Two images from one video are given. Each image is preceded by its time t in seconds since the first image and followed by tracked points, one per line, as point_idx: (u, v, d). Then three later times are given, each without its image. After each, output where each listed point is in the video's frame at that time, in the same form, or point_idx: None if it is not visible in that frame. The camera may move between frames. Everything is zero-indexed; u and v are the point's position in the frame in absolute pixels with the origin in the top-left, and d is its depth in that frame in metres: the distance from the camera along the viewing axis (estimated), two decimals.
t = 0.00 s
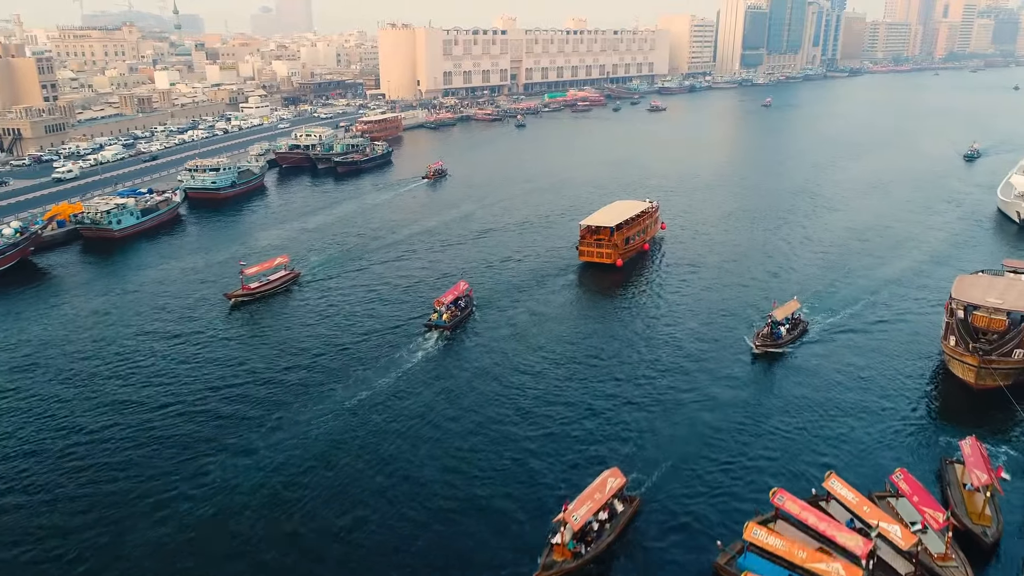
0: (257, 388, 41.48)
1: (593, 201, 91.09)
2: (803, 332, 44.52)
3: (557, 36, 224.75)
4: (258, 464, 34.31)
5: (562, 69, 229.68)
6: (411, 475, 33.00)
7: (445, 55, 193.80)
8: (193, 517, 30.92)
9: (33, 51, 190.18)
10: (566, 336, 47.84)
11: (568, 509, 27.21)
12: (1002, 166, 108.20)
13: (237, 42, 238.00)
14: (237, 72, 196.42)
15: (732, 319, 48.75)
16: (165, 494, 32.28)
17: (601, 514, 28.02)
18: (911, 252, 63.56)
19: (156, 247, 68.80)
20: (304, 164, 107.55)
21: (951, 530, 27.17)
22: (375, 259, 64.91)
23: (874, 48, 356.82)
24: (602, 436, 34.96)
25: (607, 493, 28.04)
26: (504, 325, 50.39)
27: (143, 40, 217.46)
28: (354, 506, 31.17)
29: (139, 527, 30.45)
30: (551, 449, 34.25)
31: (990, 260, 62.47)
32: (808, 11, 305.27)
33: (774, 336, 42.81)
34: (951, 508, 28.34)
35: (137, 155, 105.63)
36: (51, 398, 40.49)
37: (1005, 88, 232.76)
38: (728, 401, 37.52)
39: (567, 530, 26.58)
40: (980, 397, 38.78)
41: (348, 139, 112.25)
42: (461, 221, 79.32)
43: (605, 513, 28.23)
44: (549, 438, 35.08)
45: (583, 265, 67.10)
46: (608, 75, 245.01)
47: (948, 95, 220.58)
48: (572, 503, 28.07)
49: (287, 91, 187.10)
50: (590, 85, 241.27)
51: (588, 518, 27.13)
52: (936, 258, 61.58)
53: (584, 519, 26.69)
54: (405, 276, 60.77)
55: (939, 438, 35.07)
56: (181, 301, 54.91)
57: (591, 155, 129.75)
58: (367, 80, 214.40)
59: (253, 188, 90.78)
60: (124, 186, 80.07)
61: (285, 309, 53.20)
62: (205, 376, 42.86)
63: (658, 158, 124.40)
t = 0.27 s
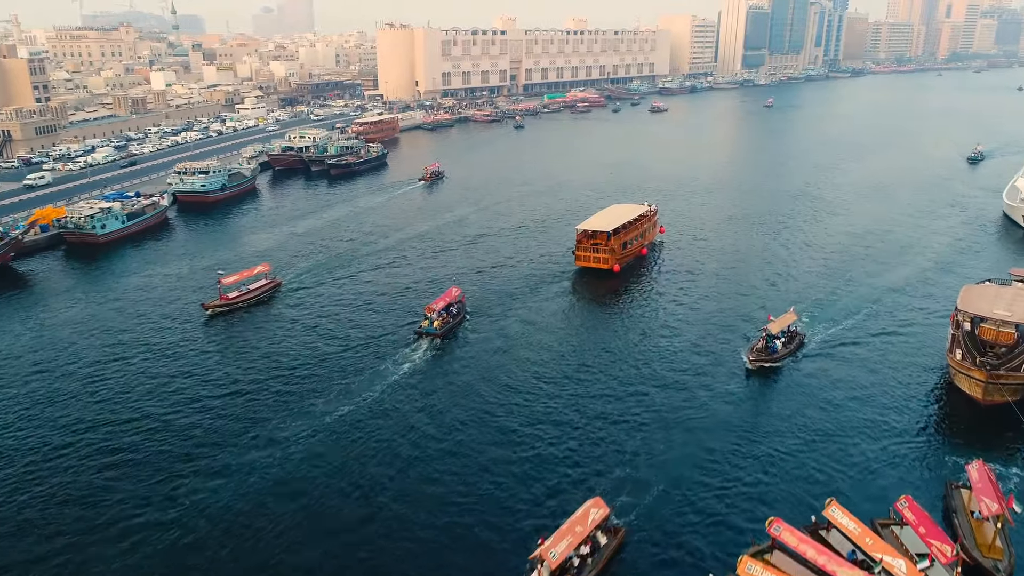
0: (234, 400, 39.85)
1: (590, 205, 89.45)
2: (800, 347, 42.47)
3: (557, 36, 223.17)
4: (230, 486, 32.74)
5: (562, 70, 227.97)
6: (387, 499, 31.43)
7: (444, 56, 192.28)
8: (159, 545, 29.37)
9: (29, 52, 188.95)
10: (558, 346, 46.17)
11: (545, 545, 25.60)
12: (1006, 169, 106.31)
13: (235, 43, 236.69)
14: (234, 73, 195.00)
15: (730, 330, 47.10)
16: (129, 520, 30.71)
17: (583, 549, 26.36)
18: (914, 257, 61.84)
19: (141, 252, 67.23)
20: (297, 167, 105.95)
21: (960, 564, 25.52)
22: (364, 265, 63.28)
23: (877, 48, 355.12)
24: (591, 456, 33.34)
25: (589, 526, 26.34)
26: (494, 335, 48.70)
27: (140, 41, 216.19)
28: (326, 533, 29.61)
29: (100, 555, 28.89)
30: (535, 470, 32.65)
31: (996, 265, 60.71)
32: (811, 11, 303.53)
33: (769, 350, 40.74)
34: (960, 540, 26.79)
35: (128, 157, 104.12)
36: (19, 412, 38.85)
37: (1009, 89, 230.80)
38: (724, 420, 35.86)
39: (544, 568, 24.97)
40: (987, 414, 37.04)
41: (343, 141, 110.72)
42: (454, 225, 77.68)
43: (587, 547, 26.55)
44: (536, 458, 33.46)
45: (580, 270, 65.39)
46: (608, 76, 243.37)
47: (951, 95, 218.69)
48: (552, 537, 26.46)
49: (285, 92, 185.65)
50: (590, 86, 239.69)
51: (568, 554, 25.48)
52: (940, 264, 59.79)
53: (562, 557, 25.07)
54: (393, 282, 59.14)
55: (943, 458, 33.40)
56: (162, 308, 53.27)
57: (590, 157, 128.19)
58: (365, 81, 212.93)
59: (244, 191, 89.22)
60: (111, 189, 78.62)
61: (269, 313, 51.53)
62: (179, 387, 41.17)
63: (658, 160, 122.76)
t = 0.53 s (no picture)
0: (208, 415, 38.24)
1: (586, 208, 87.90)
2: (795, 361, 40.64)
3: (556, 37, 221.56)
4: (198, 511, 31.18)
5: (561, 70, 226.25)
6: (360, 526, 29.83)
7: (442, 56, 190.69)
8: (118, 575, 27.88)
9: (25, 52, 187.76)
10: (548, 356, 44.48)
11: None
12: (1010, 172, 104.40)
13: (233, 44, 235.42)
14: (231, 73, 193.56)
15: (727, 341, 45.38)
16: (89, 548, 29.22)
17: None
18: (917, 264, 60.12)
19: (125, 257, 65.70)
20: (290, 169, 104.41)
21: None
22: (352, 270, 61.59)
23: (879, 48, 352.96)
24: (577, 479, 31.67)
25: (567, 562, 24.46)
26: (481, 344, 46.99)
27: (137, 42, 214.97)
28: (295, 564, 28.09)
29: None
30: (517, 494, 31.07)
31: (1001, 271, 58.93)
32: (812, 11, 301.68)
33: (763, 365, 38.81)
34: None
35: (118, 159, 102.70)
36: None
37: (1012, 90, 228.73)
38: (718, 440, 34.17)
39: None
40: (995, 432, 35.24)
41: (336, 142, 109.16)
42: (447, 229, 76.05)
43: None
44: (520, 482, 31.78)
45: (576, 275, 63.75)
46: (609, 77, 241.72)
47: (954, 96, 216.66)
48: None
49: (281, 93, 184.25)
50: (590, 86, 238.08)
51: None
52: (945, 271, 58.01)
53: None
54: (381, 288, 57.49)
55: (947, 482, 31.73)
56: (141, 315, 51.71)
57: (588, 159, 126.59)
58: (364, 81, 211.47)
59: (234, 194, 87.71)
60: (97, 193, 77.05)
61: (250, 321, 49.86)
62: (152, 401, 39.54)
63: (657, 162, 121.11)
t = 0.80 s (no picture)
0: (185, 429, 36.96)
1: (584, 211, 86.56)
2: (792, 375, 39.16)
3: (556, 37, 220.26)
4: (169, 534, 29.83)
5: (561, 71, 224.87)
6: (337, 551, 28.49)
7: (441, 57, 189.44)
8: None
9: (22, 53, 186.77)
10: (540, 365, 43.10)
11: None
12: (1014, 174, 102.86)
13: (232, 44, 234.29)
14: (229, 74, 192.33)
15: (724, 350, 44.03)
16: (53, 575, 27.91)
17: None
18: (920, 269, 58.68)
19: (111, 261, 64.48)
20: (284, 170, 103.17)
21: None
22: (342, 275, 60.27)
23: (881, 49, 351.12)
24: (566, 502, 30.35)
25: None
26: (472, 352, 45.64)
27: (135, 42, 214.05)
28: None
29: None
30: (501, 517, 29.70)
31: (1007, 278, 57.42)
32: (814, 11, 300.09)
33: (758, 380, 37.52)
34: None
35: (110, 161, 101.55)
36: None
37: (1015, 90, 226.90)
38: (714, 459, 32.85)
39: None
40: (1002, 449, 33.73)
41: (332, 144, 107.92)
42: (441, 234, 74.79)
43: None
44: (506, 503, 30.47)
45: (573, 280, 62.14)
46: (609, 77, 240.39)
47: (957, 96, 214.92)
48: None
49: (279, 94, 183.09)
50: (590, 87, 236.76)
51: None
52: (948, 277, 56.62)
53: None
54: (371, 293, 56.18)
55: (952, 504, 30.27)
56: (123, 322, 50.43)
57: (587, 161, 125.33)
58: (362, 82, 210.26)
59: (227, 196, 86.46)
60: (86, 196, 75.85)
61: (235, 328, 48.57)
62: (128, 414, 38.26)
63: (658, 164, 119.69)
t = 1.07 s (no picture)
0: (153, 448, 35.29)
1: (579, 215, 84.95)
2: (786, 392, 37.46)
3: (556, 38, 218.62)
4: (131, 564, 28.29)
5: (561, 72, 223.17)
6: None
7: (439, 57, 187.85)
8: None
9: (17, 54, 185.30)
10: (528, 377, 41.46)
11: None
12: (1019, 177, 101.05)
13: (229, 44, 232.71)
14: (225, 75, 190.87)
15: (720, 363, 42.32)
16: None
17: None
18: (923, 276, 57.02)
19: (94, 266, 62.95)
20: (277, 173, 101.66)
21: None
22: (329, 281, 58.72)
23: (883, 50, 349.01)
24: (550, 532, 28.70)
25: None
26: (459, 363, 44.03)
27: (132, 43, 212.49)
28: None
29: None
30: (481, 546, 28.15)
31: (1013, 285, 55.71)
32: (816, 12, 298.08)
33: (750, 399, 35.81)
34: None
35: (100, 163, 100.07)
36: None
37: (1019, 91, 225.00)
38: (706, 483, 31.25)
39: None
40: (1010, 469, 32.09)
41: (326, 146, 106.40)
42: (434, 238, 73.21)
43: None
44: (487, 531, 28.88)
45: (567, 285, 60.36)
46: (609, 78, 238.65)
47: (960, 97, 213.14)
48: None
49: (276, 95, 181.55)
50: (590, 88, 235.10)
51: None
52: (952, 284, 55.00)
53: None
54: (358, 300, 54.58)
55: (959, 530, 28.66)
56: (101, 330, 48.87)
57: (585, 163, 123.74)
58: (360, 82, 208.68)
59: (217, 199, 84.99)
60: (71, 199, 74.28)
61: (214, 338, 46.87)
62: (97, 431, 36.70)
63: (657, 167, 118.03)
